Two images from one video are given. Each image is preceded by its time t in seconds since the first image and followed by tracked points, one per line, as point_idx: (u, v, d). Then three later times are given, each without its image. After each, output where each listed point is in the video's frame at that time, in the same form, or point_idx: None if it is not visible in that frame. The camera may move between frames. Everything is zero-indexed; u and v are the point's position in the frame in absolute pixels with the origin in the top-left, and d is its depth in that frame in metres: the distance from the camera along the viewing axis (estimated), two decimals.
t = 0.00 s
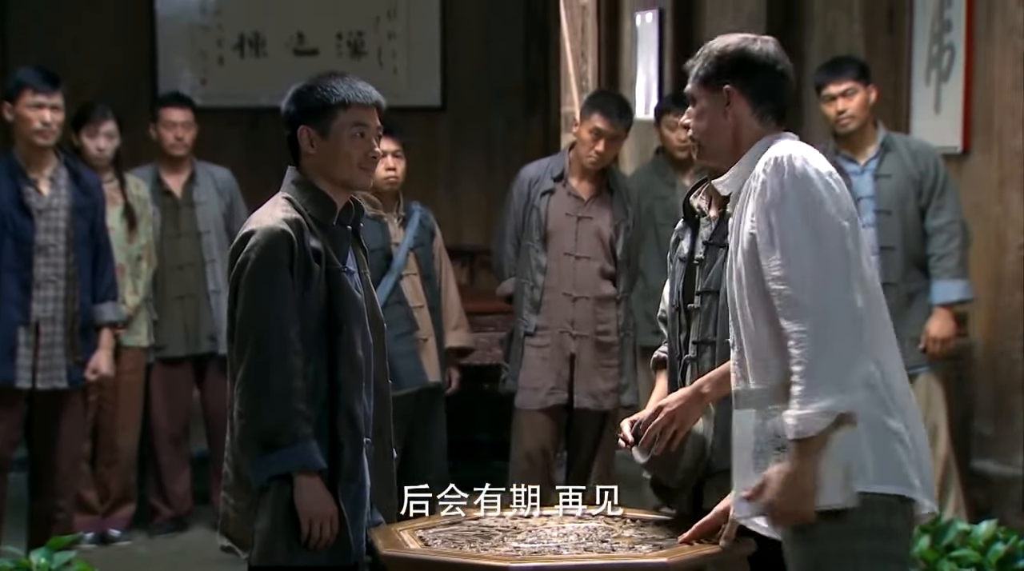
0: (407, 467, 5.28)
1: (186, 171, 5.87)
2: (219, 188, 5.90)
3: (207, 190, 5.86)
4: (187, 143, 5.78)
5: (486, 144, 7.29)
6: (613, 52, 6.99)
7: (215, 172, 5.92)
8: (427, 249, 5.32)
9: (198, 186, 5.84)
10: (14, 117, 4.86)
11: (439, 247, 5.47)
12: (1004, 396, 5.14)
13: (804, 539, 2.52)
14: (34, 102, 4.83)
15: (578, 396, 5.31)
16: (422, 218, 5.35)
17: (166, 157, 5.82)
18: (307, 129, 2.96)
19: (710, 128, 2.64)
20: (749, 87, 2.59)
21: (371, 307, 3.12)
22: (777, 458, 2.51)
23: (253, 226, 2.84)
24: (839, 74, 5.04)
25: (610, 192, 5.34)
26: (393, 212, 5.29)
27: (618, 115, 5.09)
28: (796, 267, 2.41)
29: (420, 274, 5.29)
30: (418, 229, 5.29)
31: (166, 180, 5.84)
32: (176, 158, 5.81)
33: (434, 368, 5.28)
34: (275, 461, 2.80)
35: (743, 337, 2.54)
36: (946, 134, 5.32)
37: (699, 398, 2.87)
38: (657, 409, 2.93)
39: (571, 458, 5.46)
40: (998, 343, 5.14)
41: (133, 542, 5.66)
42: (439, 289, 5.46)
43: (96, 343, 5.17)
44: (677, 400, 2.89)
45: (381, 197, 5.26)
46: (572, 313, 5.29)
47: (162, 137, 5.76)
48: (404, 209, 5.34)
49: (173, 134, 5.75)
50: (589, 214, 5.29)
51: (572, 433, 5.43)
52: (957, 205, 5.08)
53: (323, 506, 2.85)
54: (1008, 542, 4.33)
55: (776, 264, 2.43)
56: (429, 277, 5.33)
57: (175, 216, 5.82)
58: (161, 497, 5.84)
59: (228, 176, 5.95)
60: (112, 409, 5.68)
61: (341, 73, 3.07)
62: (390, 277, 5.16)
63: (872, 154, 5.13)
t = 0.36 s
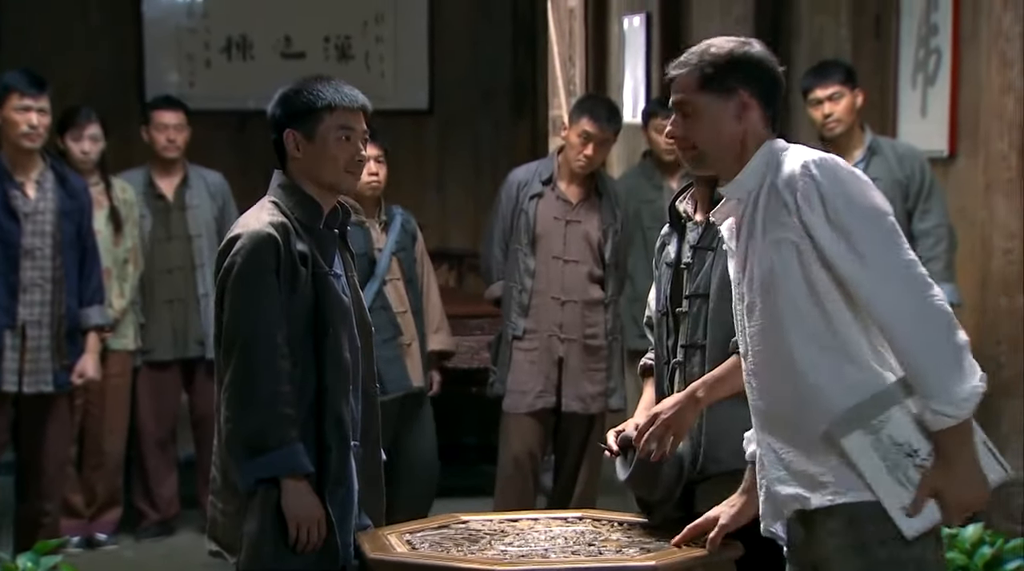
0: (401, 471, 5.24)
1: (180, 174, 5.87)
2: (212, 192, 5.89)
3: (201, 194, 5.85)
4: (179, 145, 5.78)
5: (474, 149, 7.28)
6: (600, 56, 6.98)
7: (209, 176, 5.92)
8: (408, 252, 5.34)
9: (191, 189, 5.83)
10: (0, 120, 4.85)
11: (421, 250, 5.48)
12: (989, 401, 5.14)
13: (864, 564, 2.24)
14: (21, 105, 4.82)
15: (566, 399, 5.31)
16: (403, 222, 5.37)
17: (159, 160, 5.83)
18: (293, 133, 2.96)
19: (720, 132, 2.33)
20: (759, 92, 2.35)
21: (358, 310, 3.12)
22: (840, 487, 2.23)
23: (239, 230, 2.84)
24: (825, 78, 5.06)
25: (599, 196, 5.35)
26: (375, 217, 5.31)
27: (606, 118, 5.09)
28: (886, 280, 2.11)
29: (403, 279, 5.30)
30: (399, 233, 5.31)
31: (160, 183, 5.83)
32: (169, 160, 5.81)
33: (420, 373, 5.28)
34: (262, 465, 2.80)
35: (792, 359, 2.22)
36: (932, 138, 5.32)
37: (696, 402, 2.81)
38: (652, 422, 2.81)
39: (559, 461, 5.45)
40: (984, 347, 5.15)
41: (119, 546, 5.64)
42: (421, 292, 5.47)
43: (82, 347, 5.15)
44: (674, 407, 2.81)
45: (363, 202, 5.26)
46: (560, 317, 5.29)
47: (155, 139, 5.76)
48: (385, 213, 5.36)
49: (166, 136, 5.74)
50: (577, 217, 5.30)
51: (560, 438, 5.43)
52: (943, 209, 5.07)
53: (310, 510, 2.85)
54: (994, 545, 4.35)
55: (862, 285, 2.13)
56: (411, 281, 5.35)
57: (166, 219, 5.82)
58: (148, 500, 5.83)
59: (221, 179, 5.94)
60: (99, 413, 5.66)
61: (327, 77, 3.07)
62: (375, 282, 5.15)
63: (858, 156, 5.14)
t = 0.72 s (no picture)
0: (383, 475, 5.23)
1: (171, 178, 5.89)
2: (203, 196, 5.91)
3: (192, 199, 5.86)
4: (171, 148, 5.78)
5: (460, 152, 7.28)
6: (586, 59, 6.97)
7: (200, 181, 5.92)
8: (404, 254, 5.35)
9: (183, 194, 5.84)
10: None
11: (416, 251, 5.49)
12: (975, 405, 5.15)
13: None
14: (4, 108, 4.81)
15: (551, 403, 5.30)
16: (399, 224, 5.37)
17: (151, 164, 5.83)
18: (278, 136, 2.96)
19: (833, 137, 2.24)
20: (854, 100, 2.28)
21: (344, 313, 3.12)
22: (883, 537, 2.21)
23: (224, 233, 2.84)
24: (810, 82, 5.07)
25: (585, 199, 5.35)
26: (370, 221, 5.29)
27: (592, 121, 5.11)
28: (970, 355, 2.07)
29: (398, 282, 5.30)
30: (394, 236, 5.30)
31: (152, 187, 5.84)
32: (161, 163, 5.82)
33: (411, 375, 5.29)
34: (246, 468, 2.79)
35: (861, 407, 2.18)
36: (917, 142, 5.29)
37: (692, 407, 2.82)
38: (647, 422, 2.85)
39: (546, 464, 5.45)
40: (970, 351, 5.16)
41: (104, 550, 5.62)
42: (416, 292, 5.47)
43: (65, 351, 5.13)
44: (672, 412, 2.82)
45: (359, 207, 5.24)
46: (546, 320, 5.29)
47: (146, 143, 5.76)
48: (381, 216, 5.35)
49: (156, 139, 5.74)
50: (563, 221, 5.30)
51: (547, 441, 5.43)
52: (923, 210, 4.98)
53: (294, 513, 2.84)
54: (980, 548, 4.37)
55: (945, 352, 2.08)
56: (406, 284, 5.36)
57: (158, 223, 5.81)
58: (133, 505, 5.80)
59: (213, 184, 5.97)
60: (83, 417, 5.64)
61: (313, 81, 3.08)
62: (366, 288, 5.14)
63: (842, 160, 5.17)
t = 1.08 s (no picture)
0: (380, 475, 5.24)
1: (171, 181, 5.87)
2: (202, 201, 5.89)
3: (191, 204, 5.85)
4: (169, 151, 5.78)
5: (456, 154, 7.28)
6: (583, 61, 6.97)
7: (200, 185, 5.91)
8: (415, 256, 5.32)
9: (182, 198, 5.84)
10: None
11: (429, 255, 5.47)
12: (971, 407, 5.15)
13: None
14: None
15: (550, 404, 5.29)
16: (415, 227, 5.36)
17: (149, 167, 5.83)
18: (274, 138, 2.96)
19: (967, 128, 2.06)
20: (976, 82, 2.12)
21: (340, 315, 3.12)
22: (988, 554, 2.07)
23: (220, 235, 2.84)
24: (806, 83, 5.07)
25: (582, 200, 5.36)
26: (387, 220, 5.31)
27: (588, 122, 5.11)
28: None
29: (407, 282, 5.29)
30: (407, 237, 5.29)
31: (150, 190, 5.82)
32: (159, 167, 5.81)
33: (410, 376, 5.27)
34: (243, 470, 2.80)
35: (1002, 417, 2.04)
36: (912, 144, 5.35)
37: (712, 404, 2.85)
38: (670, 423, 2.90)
39: (543, 466, 5.44)
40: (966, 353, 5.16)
41: (100, 552, 5.61)
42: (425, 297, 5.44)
43: (61, 353, 5.12)
44: (694, 412, 2.86)
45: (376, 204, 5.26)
46: (545, 321, 5.29)
47: (144, 146, 5.75)
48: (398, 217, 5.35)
49: (154, 142, 5.73)
50: (561, 222, 5.30)
51: (544, 444, 5.42)
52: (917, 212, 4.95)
53: (290, 515, 2.85)
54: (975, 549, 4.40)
55: None
56: (415, 285, 5.32)
57: (156, 227, 5.81)
58: (130, 508, 5.79)
59: (211, 189, 5.96)
60: (79, 418, 5.63)
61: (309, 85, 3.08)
62: (372, 284, 5.17)
63: (838, 163, 5.16)
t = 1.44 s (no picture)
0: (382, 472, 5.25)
1: (173, 180, 5.87)
2: (205, 201, 5.89)
3: (193, 203, 5.85)
4: (172, 150, 5.78)
5: (458, 153, 7.28)
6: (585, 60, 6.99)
7: (202, 184, 5.91)
8: (422, 259, 5.31)
9: (183, 197, 5.83)
10: None
11: (439, 259, 5.41)
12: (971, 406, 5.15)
13: None
14: (1, 107, 4.81)
15: (558, 399, 5.27)
16: (426, 229, 5.34)
17: (151, 166, 5.83)
18: (276, 137, 2.96)
19: None
20: None
21: (343, 314, 3.13)
22: None
23: (222, 234, 2.84)
24: (807, 81, 5.09)
25: (580, 194, 5.37)
26: (398, 220, 5.28)
27: (582, 116, 5.08)
28: None
29: (410, 284, 5.29)
30: (418, 239, 5.28)
31: (152, 189, 5.82)
32: (163, 166, 5.81)
33: (405, 378, 5.27)
34: (244, 469, 2.80)
35: None
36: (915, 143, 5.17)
37: (733, 407, 2.87)
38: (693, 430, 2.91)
39: (544, 465, 5.43)
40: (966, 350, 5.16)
41: (102, 551, 5.60)
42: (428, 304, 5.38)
43: (62, 351, 5.12)
44: (718, 413, 2.89)
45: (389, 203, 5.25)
46: (551, 317, 5.29)
47: (147, 145, 5.75)
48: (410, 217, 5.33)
49: (158, 141, 5.73)
50: (564, 217, 5.31)
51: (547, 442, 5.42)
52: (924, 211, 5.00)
53: (291, 514, 2.85)
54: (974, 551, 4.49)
55: None
56: (418, 289, 5.32)
57: (159, 226, 5.80)
58: (132, 506, 5.78)
59: (214, 189, 5.95)
60: (81, 417, 5.63)
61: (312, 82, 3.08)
62: (376, 283, 5.20)
63: (840, 161, 5.18)
